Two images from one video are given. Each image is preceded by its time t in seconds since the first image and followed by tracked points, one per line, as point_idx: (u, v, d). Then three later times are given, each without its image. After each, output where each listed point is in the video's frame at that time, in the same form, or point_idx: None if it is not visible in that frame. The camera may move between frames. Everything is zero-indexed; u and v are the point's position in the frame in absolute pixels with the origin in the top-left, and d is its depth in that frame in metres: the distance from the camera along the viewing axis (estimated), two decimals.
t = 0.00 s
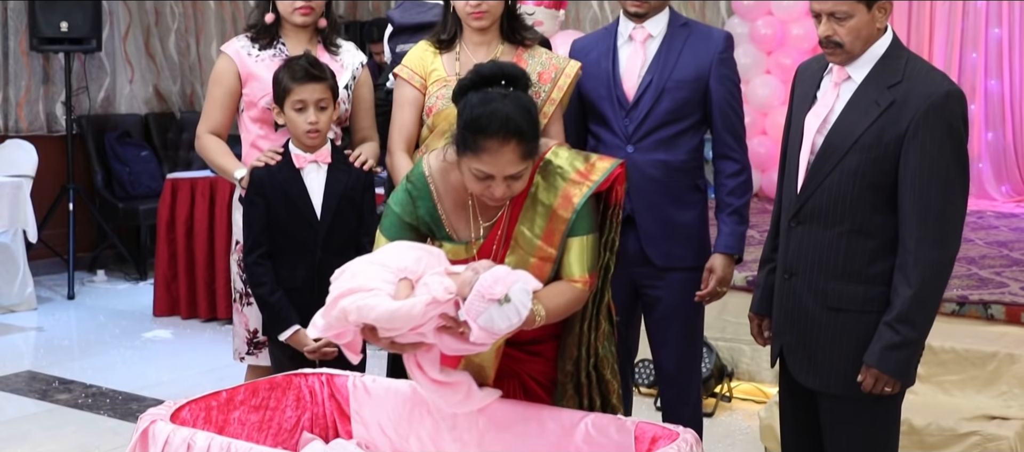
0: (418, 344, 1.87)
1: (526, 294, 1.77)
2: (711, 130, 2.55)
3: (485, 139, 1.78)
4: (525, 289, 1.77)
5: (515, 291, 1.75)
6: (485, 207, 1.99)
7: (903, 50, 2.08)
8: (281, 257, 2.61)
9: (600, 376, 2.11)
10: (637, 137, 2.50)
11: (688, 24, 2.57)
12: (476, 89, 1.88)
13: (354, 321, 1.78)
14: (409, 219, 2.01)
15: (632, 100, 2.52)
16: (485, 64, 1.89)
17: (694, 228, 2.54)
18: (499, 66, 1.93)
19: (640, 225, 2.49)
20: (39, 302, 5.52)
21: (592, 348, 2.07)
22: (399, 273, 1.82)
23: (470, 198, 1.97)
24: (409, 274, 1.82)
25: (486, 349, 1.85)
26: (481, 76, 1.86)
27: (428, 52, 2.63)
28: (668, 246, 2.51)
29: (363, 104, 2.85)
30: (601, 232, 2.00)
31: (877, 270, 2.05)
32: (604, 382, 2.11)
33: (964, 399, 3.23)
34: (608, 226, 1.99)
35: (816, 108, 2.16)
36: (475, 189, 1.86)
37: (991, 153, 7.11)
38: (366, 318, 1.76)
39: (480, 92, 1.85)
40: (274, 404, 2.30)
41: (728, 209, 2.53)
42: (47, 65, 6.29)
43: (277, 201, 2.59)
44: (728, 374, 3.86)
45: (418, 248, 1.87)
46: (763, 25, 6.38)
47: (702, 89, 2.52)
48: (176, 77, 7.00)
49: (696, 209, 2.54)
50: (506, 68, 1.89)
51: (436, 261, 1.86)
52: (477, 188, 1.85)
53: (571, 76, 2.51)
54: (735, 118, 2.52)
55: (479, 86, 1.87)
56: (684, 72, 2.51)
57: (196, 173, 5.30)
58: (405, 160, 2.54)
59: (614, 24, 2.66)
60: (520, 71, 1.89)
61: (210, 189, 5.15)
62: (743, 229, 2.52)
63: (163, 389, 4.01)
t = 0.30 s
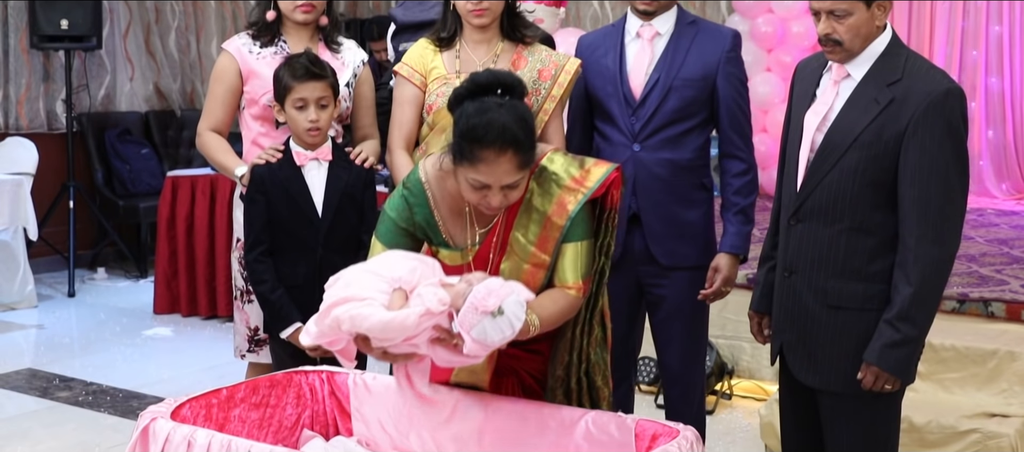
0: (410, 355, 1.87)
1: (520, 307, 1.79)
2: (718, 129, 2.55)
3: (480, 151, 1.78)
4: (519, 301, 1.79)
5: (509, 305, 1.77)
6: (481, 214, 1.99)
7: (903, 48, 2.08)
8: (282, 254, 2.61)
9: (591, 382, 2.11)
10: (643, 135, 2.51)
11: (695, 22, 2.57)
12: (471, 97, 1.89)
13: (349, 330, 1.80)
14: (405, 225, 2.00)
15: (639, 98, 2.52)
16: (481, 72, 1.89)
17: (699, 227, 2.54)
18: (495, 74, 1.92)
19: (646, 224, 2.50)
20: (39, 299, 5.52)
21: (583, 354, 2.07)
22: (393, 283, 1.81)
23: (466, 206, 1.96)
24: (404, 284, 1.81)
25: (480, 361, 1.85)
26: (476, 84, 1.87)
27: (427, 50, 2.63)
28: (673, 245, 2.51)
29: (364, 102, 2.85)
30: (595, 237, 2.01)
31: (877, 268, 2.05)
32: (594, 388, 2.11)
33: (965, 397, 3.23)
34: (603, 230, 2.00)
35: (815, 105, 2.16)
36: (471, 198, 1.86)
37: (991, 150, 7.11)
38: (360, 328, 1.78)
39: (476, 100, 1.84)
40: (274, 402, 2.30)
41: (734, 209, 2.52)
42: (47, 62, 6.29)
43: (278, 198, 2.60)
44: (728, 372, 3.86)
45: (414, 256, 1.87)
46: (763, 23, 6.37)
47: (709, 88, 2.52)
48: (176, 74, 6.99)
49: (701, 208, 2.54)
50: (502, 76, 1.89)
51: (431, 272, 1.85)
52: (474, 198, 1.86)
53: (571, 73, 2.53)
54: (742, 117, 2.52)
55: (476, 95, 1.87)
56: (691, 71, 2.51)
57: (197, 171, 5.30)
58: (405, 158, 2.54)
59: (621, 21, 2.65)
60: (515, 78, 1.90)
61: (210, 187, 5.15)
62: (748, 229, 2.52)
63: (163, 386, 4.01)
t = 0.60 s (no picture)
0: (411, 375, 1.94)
1: (522, 326, 1.77)
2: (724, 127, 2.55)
3: (475, 166, 1.78)
4: (521, 320, 1.77)
5: (512, 324, 1.75)
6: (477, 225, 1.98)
7: (902, 44, 2.07)
8: (285, 250, 2.61)
9: (583, 388, 2.11)
10: (649, 133, 2.51)
11: (703, 20, 2.57)
12: (468, 112, 1.87)
13: (349, 351, 1.79)
14: (402, 235, 2.00)
15: (646, 95, 2.52)
16: (479, 86, 1.87)
17: (705, 225, 2.54)
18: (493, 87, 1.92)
19: (651, 222, 2.50)
20: (40, 297, 5.52)
21: (576, 360, 2.07)
22: (395, 305, 1.81)
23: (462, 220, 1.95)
24: (406, 306, 1.82)
25: (482, 378, 1.90)
26: (473, 99, 1.85)
27: (428, 47, 2.63)
28: (679, 243, 2.51)
29: (366, 99, 2.85)
30: (595, 243, 2.00)
31: (877, 265, 2.05)
32: (587, 395, 2.11)
33: (966, 394, 3.23)
34: (601, 237, 1.99)
35: (815, 103, 2.16)
36: (466, 213, 1.86)
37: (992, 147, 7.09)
38: (362, 350, 1.77)
39: (472, 115, 1.84)
40: (275, 399, 2.30)
41: (739, 207, 2.53)
42: (47, 60, 6.29)
43: (281, 196, 2.60)
44: (728, 369, 3.86)
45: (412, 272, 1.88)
46: (764, 20, 6.37)
47: (716, 86, 2.51)
48: (177, 72, 6.99)
49: (706, 206, 2.54)
50: (499, 91, 1.89)
51: (431, 292, 1.87)
52: (468, 212, 1.86)
53: (572, 69, 2.53)
54: (749, 115, 2.52)
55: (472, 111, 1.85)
56: (698, 68, 2.50)
57: (199, 168, 5.29)
58: (406, 153, 2.54)
59: (628, 17, 2.65)
60: (513, 93, 1.87)
61: (211, 184, 5.15)
62: (753, 229, 2.52)
63: (164, 384, 4.01)
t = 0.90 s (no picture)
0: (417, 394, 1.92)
1: (530, 350, 1.74)
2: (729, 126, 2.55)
3: (471, 185, 1.76)
4: (528, 345, 1.73)
5: (519, 349, 1.72)
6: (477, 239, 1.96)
7: (900, 42, 2.08)
8: (286, 248, 2.62)
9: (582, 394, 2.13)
10: (654, 131, 2.50)
11: (709, 18, 2.57)
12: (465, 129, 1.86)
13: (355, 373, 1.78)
14: (400, 249, 1.98)
15: (651, 93, 2.52)
16: (476, 103, 1.87)
17: (709, 224, 2.54)
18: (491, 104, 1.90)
19: (655, 220, 2.50)
20: (41, 294, 5.53)
21: (577, 367, 2.09)
22: (401, 327, 1.81)
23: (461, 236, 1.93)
24: (412, 328, 1.81)
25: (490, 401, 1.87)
26: (470, 116, 1.85)
27: (429, 45, 2.63)
28: (683, 241, 2.51)
29: (366, 97, 2.85)
30: (594, 253, 2.00)
31: (877, 263, 2.05)
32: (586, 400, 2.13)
33: (966, 392, 3.23)
34: (601, 248, 1.99)
35: (813, 101, 2.16)
36: (463, 230, 1.85)
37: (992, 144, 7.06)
38: (369, 374, 1.76)
39: (469, 134, 1.82)
40: (276, 396, 2.30)
41: (743, 206, 2.52)
42: (48, 57, 6.29)
43: (283, 194, 2.60)
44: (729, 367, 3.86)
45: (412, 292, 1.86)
46: (765, 17, 6.38)
47: (722, 85, 2.51)
48: (177, 69, 6.99)
49: (711, 204, 2.54)
50: (496, 109, 1.87)
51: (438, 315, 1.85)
52: (465, 230, 1.84)
53: (573, 66, 2.57)
54: (754, 114, 2.52)
55: (468, 128, 1.85)
56: (704, 67, 2.50)
57: (199, 166, 5.30)
58: (406, 149, 2.55)
59: (633, 14, 2.65)
60: (511, 111, 1.87)
61: (212, 182, 5.15)
62: (757, 228, 2.51)
63: (164, 381, 4.01)
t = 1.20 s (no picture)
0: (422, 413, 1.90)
1: (540, 374, 1.74)
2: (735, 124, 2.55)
3: (471, 204, 1.76)
4: (539, 370, 1.73)
5: (530, 375, 1.72)
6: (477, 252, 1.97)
7: (901, 39, 2.07)
8: (289, 244, 2.62)
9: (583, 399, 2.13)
10: (659, 128, 2.50)
11: (715, 16, 2.57)
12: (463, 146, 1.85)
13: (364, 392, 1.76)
14: (400, 261, 1.98)
15: (657, 91, 2.52)
16: (474, 120, 1.86)
17: (713, 221, 2.54)
18: (489, 119, 1.89)
19: (660, 216, 2.50)
20: (43, 291, 5.53)
21: (579, 374, 2.09)
22: (411, 348, 1.79)
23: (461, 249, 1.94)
24: (422, 349, 1.80)
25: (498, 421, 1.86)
26: (469, 134, 1.83)
27: (431, 42, 2.63)
28: (688, 238, 2.51)
29: (368, 93, 2.85)
30: (595, 263, 2.00)
31: (878, 260, 2.05)
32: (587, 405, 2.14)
33: (968, 388, 3.23)
34: (601, 258, 1.99)
35: (813, 98, 2.15)
36: (463, 246, 1.85)
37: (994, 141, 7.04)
38: (379, 394, 1.74)
39: (468, 151, 1.82)
40: (277, 393, 2.31)
41: (748, 205, 2.52)
42: (50, 54, 6.29)
43: (286, 190, 2.60)
44: (731, 363, 3.86)
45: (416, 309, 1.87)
46: (767, 14, 6.39)
47: (727, 83, 2.51)
48: (179, 66, 7.00)
49: (716, 202, 2.54)
50: (495, 125, 1.85)
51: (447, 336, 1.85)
52: (466, 246, 1.84)
53: (575, 63, 2.58)
54: (759, 112, 2.51)
55: (467, 145, 1.83)
56: (710, 64, 2.50)
57: (201, 163, 5.30)
58: (408, 146, 2.56)
59: (639, 11, 2.65)
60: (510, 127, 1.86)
61: (213, 178, 5.15)
62: (762, 226, 2.51)
63: (166, 378, 4.02)
